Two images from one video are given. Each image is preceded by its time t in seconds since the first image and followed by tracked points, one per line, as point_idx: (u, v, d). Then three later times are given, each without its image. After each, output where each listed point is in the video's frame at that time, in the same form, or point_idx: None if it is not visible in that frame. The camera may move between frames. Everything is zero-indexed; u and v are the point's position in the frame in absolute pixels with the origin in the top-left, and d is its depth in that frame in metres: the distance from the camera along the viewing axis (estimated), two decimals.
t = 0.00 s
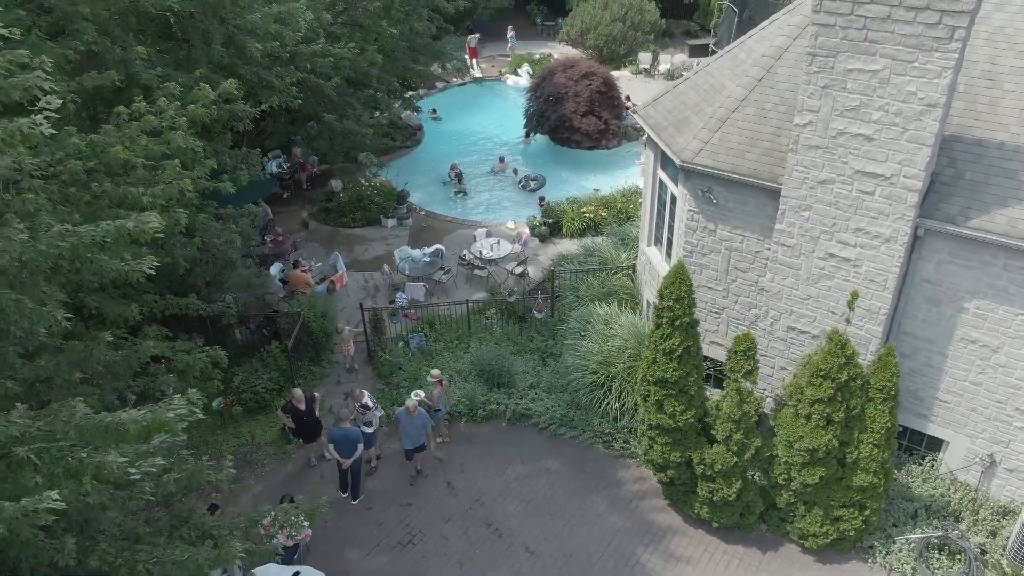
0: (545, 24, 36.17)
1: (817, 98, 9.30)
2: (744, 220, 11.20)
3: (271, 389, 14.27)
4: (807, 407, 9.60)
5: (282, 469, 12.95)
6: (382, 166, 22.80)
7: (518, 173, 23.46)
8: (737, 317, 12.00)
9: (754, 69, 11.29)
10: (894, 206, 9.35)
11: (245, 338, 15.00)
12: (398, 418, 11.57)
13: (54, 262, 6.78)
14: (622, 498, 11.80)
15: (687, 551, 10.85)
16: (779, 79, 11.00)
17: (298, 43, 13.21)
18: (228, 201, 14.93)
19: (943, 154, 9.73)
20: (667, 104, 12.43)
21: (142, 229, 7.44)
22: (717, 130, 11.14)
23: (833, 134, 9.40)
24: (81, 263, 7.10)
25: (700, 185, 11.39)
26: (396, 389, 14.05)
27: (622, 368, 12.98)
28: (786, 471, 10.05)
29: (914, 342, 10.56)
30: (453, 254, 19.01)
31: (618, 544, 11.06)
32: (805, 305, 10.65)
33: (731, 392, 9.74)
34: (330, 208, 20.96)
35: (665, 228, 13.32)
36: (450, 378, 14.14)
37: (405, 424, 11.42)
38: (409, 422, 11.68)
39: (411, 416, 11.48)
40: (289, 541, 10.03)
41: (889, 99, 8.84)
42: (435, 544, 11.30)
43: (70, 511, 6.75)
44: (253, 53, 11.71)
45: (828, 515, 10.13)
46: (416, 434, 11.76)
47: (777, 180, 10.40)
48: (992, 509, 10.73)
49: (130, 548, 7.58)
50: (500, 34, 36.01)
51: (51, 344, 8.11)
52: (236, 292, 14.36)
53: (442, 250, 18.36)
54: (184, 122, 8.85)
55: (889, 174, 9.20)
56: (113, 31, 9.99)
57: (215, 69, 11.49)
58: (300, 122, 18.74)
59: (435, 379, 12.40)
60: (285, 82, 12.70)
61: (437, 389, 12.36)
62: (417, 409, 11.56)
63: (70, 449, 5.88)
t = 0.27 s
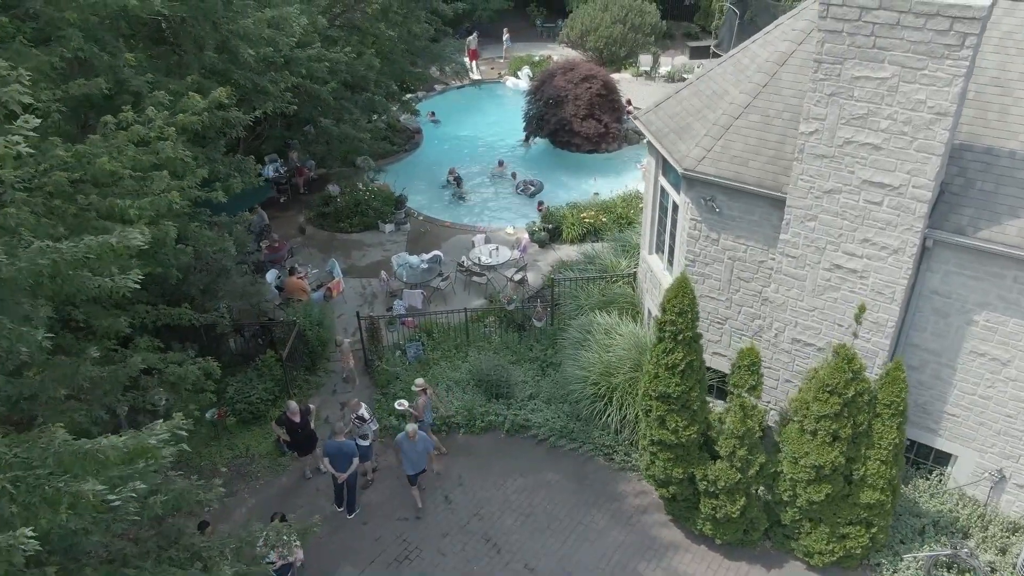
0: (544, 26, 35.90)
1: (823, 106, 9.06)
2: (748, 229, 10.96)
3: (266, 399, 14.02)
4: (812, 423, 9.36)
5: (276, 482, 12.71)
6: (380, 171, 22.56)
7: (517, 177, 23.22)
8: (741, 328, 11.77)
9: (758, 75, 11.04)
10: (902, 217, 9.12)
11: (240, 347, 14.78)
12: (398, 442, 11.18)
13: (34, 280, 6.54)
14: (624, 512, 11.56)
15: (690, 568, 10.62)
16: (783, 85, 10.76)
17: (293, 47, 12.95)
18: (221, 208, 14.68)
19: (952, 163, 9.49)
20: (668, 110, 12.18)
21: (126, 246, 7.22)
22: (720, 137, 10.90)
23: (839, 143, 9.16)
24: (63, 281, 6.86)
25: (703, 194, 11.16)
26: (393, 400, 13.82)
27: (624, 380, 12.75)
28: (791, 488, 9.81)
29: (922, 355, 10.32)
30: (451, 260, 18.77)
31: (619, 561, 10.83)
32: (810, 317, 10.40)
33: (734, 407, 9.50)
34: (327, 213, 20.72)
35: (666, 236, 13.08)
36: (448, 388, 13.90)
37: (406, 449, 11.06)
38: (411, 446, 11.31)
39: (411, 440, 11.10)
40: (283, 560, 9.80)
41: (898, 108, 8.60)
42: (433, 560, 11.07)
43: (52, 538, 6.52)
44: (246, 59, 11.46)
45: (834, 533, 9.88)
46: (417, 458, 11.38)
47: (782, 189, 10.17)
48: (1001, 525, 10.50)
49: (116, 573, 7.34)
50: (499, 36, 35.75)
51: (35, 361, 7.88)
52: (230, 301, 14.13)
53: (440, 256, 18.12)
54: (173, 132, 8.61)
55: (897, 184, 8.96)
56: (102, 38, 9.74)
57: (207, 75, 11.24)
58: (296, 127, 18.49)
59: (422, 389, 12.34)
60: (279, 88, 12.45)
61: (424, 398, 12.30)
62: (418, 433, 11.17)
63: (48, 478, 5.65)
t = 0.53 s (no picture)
0: (544, 28, 35.62)
1: (830, 116, 8.77)
2: (752, 241, 10.68)
3: (259, 412, 13.74)
4: (819, 443, 9.07)
5: (269, 497, 12.43)
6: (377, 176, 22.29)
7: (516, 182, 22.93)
8: (744, 341, 11.49)
9: (763, 82, 10.75)
10: (912, 231, 8.84)
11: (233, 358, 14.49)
12: (398, 472, 10.67)
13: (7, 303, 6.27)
14: (624, 530, 11.27)
15: None
16: (788, 93, 10.48)
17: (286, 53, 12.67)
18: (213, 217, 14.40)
19: (964, 174, 9.19)
20: (670, 117, 11.90)
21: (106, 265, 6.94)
22: (724, 147, 10.61)
23: (847, 154, 8.87)
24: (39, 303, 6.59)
25: (706, 204, 10.88)
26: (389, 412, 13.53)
27: (624, 394, 12.47)
28: (797, 508, 9.52)
29: (931, 371, 10.03)
30: (449, 268, 18.50)
31: None
32: (816, 331, 10.12)
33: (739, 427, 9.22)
34: (323, 219, 20.44)
35: (668, 246, 12.80)
36: (445, 401, 13.61)
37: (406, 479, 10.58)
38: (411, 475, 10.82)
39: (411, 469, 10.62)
40: None
41: (908, 118, 8.31)
42: None
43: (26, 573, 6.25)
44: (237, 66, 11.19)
45: (841, 555, 9.59)
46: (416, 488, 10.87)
47: (787, 201, 9.89)
48: (1013, 546, 10.21)
49: None
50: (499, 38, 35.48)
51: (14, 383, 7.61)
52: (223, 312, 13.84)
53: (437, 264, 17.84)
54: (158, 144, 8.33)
55: (907, 197, 8.68)
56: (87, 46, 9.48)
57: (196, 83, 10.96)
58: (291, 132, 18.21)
59: (403, 399, 12.08)
60: (271, 95, 12.16)
61: (405, 408, 12.04)
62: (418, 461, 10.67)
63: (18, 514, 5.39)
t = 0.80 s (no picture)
0: (544, 29, 35.36)
1: (836, 125, 8.53)
2: (755, 252, 10.44)
3: (253, 423, 13.50)
4: (825, 461, 8.82)
5: (263, 511, 12.18)
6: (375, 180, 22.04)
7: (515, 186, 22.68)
8: (747, 353, 11.26)
9: (766, 89, 10.51)
10: (921, 243, 8.59)
11: (227, 367, 14.25)
12: (400, 500, 10.28)
13: None
14: (624, 547, 11.02)
15: None
16: (793, 100, 10.24)
17: (280, 58, 12.42)
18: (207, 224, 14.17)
19: (973, 184, 8.95)
20: (671, 124, 11.67)
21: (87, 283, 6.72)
22: (726, 155, 10.38)
23: (853, 164, 8.63)
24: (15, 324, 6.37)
25: (708, 214, 10.64)
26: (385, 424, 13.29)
27: (625, 406, 12.22)
28: (802, 528, 9.27)
29: (940, 385, 9.78)
30: (447, 274, 18.26)
31: None
32: (821, 345, 9.88)
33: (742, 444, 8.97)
34: (320, 224, 20.21)
35: (669, 255, 12.56)
36: (442, 412, 13.36)
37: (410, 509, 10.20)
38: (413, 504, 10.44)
39: (415, 498, 10.24)
40: None
41: (917, 128, 8.06)
42: None
43: None
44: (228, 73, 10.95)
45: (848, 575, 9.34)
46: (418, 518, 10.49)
47: (791, 211, 9.65)
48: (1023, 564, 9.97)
49: None
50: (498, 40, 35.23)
51: None
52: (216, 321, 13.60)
53: (435, 270, 17.60)
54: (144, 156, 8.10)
55: (916, 209, 8.43)
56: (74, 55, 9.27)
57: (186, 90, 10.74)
58: (287, 137, 17.97)
59: (388, 409, 11.73)
60: (264, 101, 11.92)
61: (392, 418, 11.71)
62: (422, 490, 10.30)
63: None
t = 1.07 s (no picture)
0: (543, 31, 35.14)
1: (842, 134, 8.29)
2: (758, 262, 10.20)
3: (246, 435, 13.25)
4: (831, 480, 8.58)
5: (255, 526, 11.95)
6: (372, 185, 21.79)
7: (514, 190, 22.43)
8: (750, 365, 11.02)
9: (769, 96, 10.28)
10: (929, 255, 8.35)
11: (219, 377, 14.01)
12: (405, 525, 9.88)
13: None
14: (624, 563, 10.77)
15: None
16: (797, 107, 10.00)
17: (274, 63, 12.19)
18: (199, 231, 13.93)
19: (983, 195, 8.71)
20: (672, 131, 11.44)
21: (66, 302, 6.49)
22: (728, 163, 10.14)
23: (859, 175, 8.39)
24: None
25: (709, 223, 10.40)
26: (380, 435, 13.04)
27: (625, 419, 11.98)
28: (807, 547, 9.03)
29: (948, 400, 9.53)
30: (445, 280, 18.03)
31: None
32: (826, 358, 9.64)
33: (745, 461, 8.73)
34: (316, 230, 19.97)
35: (670, 264, 12.32)
36: (439, 424, 13.12)
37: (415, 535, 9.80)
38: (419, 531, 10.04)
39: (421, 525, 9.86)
40: None
41: (926, 138, 7.82)
42: None
43: None
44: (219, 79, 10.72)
45: None
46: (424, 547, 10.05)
47: (796, 222, 9.41)
48: None
49: None
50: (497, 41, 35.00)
51: None
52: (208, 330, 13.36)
53: (432, 277, 17.37)
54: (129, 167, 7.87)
55: (924, 221, 8.19)
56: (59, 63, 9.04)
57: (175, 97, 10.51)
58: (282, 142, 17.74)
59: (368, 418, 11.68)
60: (257, 108, 11.68)
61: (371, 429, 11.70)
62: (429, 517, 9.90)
63: None
